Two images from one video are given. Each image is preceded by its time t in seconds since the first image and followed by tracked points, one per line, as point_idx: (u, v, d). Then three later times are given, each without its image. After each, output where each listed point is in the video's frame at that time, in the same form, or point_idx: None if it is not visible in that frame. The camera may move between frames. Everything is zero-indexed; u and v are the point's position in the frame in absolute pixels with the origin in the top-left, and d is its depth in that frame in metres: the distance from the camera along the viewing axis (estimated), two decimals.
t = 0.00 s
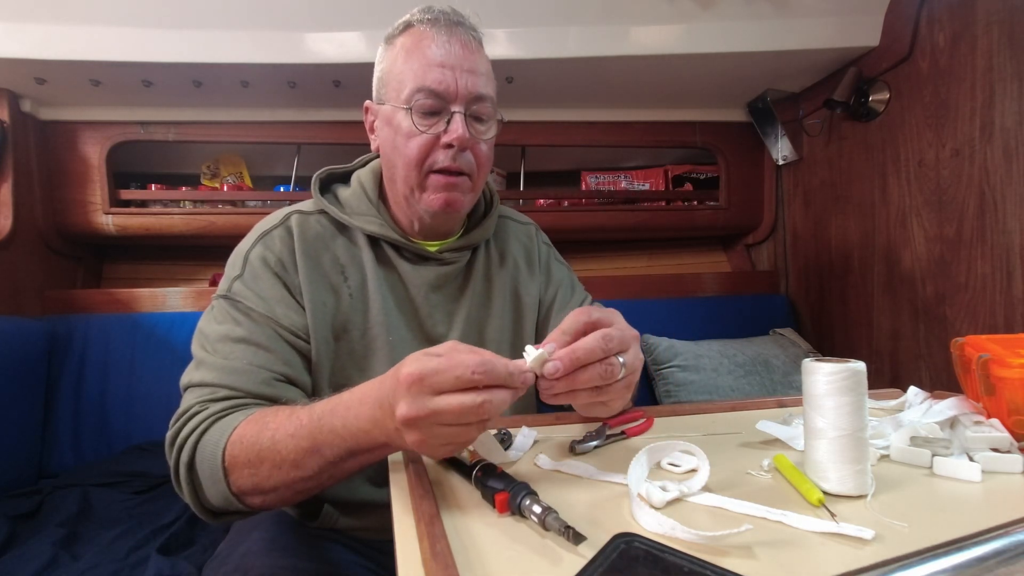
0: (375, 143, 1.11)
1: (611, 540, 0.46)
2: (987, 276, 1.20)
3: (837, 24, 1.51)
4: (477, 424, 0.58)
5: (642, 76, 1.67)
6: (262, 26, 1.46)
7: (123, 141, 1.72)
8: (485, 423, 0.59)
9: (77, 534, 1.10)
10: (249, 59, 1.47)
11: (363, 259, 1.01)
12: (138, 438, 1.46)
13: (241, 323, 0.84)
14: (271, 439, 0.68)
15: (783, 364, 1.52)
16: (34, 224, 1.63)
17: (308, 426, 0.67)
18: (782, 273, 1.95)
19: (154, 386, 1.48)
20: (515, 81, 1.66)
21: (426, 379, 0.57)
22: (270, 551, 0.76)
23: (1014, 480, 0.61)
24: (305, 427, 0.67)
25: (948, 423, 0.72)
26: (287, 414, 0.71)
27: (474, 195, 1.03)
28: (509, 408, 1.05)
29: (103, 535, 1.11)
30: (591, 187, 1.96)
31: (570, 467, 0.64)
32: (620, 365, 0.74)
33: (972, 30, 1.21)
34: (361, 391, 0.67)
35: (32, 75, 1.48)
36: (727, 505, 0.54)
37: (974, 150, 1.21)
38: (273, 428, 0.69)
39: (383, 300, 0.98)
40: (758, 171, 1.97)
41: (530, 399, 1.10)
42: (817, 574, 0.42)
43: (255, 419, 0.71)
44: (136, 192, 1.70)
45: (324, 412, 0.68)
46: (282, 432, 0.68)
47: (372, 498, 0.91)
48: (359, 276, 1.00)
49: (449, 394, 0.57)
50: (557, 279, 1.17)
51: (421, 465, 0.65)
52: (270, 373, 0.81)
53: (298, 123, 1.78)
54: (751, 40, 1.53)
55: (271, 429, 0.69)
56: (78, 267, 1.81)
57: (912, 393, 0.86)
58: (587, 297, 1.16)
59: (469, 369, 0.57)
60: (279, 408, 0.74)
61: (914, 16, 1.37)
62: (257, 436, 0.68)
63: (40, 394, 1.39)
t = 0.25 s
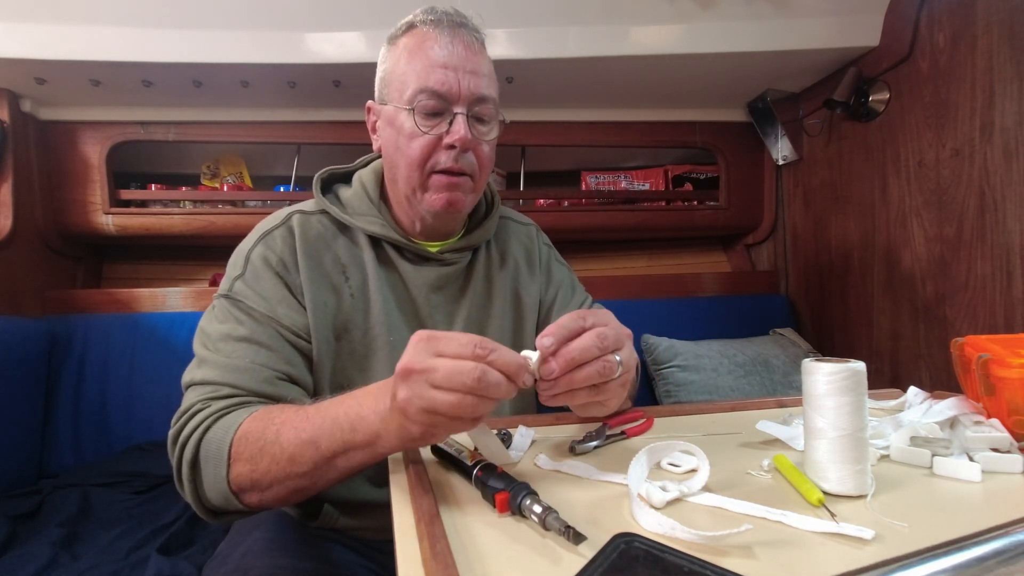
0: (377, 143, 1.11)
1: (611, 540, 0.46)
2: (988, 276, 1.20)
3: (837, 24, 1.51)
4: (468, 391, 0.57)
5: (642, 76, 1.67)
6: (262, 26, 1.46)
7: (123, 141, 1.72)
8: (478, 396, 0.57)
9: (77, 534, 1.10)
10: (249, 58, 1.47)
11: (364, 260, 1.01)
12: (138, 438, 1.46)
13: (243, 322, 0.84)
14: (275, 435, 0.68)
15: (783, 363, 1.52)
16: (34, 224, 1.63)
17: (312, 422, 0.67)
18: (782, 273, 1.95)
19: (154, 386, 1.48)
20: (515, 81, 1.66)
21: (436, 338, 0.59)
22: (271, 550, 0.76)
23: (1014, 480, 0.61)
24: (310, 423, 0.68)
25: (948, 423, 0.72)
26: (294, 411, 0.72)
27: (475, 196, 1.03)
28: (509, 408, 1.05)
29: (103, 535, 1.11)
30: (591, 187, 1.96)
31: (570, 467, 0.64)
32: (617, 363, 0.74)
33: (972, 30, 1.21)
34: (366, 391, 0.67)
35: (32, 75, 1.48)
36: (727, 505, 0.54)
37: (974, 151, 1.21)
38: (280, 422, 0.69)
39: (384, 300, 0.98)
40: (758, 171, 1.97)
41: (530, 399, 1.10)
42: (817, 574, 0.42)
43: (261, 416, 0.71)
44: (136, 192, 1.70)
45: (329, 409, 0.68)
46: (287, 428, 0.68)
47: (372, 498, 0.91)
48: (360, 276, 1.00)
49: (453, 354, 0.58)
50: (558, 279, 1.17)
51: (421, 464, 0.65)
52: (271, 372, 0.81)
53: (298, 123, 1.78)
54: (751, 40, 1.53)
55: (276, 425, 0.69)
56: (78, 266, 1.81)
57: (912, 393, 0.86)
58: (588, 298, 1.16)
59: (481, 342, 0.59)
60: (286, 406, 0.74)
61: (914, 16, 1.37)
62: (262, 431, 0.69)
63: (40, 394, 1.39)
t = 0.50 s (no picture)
0: (378, 143, 1.11)
1: (611, 540, 0.46)
2: (988, 276, 1.20)
3: (837, 24, 1.51)
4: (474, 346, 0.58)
5: (642, 76, 1.67)
6: (262, 26, 1.46)
7: (123, 141, 1.72)
8: (484, 356, 0.58)
9: (77, 534, 1.10)
10: (249, 58, 1.46)
11: (364, 260, 1.01)
12: (138, 438, 1.46)
13: (242, 322, 0.84)
14: (272, 436, 0.68)
15: (783, 364, 1.52)
16: (34, 224, 1.63)
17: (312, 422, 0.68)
18: (782, 273, 1.95)
19: (154, 386, 1.48)
20: (515, 81, 1.66)
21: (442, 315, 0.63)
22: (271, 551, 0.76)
23: (1014, 480, 0.61)
24: (307, 423, 0.68)
25: (948, 423, 0.72)
26: (292, 411, 0.72)
27: (477, 197, 1.03)
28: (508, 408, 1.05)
29: (103, 535, 1.11)
30: (591, 187, 1.96)
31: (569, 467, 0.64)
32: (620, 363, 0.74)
33: (972, 30, 1.21)
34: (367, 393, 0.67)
35: (32, 75, 1.48)
36: (727, 505, 0.54)
37: (974, 151, 1.21)
38: (275, 422, 0.70)
39: (383, 301, 0.98)
40: (758, 172, 1.97)
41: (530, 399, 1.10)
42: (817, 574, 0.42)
43: (259, 416, 0.71)
44: (136, 192, 1.70)
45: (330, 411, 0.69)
46: (285, 428, 0.69)
47: (372, 499, 0.91)
48: (360, 277, 1.00)
49: (458, 323, 0.61)
50: (558, 280, 1.17)
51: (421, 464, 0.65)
52: (270, 372, 0.81)
53: (298, 124, 1.78)
54: (751, 40, 1.53)
55: (274, 425, 0.69)
56: (78, 266, 1.81)
57: (912, 393, 0.86)
58: (588, 299, 1.16)
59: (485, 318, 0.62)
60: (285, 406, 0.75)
61: (914, 16, 1.37)
62: (258, 430, 0.69)
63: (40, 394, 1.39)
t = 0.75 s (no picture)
0: (379, 144, 1.11)
1: (611, 540, 0.46)
2: (988, 276, 1.20)
3: (837, 24, 1.51)
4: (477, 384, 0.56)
5: (642, 76, 1.67)
6: (262, 26, 1.46)
7: (123, 141, 1.72)
8: (490, 389, 0.57)
9: (77, 534, 1.10)
10: (249, 58, 1.47)
11: (365, 260, 1.01)
12: (137, 437, 1.46)
13: (241, 323, 0.84)
14: (265, 441, 0.68)
15: (783, 364, 1.52)
16: (34, 224, 1.63)
17: (302, 428, 0.67)
18: (782, 273, 1.95)
19: (154, 386, 1.48)
20: (515, 81, 1.66)
21: (426, 348, 0.58)
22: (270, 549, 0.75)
23: (1014, 480, 0.61)
24: (302, 427, 0.67)
25: (948, 423, 0.72)
26: (285, 415, 0.71)
27: (478, 198, 1.03)
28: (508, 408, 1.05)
29: (103, 535, 1.11)
30: (591, 187, 1.96)
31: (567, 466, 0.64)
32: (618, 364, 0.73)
33: (972, 31, 1.21)
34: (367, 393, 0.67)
35: (32, 75, 1.48)
36: (727, 505, 0.54)
37: (974, 151, 1.21)
38: (270, 429, 0.69)
39: (383, 302, 0.98)
40: (758, 172, 1.97)
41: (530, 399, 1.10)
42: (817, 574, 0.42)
43: (254, 420, 0.71)
44: (136, 192, 1.70)
45: (317, 416, 0.67)
46: (277, 434, 0.68)
47: (372, 499, 0.91)
48: (360, 277, 1.00)
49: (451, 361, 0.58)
50: (558, 280, 1.17)
51: (421, 465, 0.65)
52: (269, 373, 0.81)
53: (298, 124, 1.78)
54: (751, 40, 1.53)
55: (267, 430, 0.68)
56: (78, 266, 1.81)
57: (912, 393, 0.86)
58: (588, 300, 1.16)
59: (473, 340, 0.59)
60: (278, 409, 0.74)
61: (914, 16, 1.37)
62: (255, 435, 0.69)
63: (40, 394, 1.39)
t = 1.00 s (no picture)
0: (380, 143, 1.11)
1: (610, 540, 0.46)
2: (988, 276, 1.20)
3: (837, 24, 1.51)
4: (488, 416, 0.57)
5: (642, 76, 1.67)
6: (262, 26, 1.46)
7: (123, 141, 1.72)
8: (499, 416, 0.58)
9: (77, 534, 1.10)
10: (249, 59, 1.46)
11: (366, 259, 1.01)
12: (137, 437, 1.46)
13: (242, 323, 0.84)
14: (266, 448, 0.67)
15: (783, 364, 1.52)
16: (34, 224, 1.63)
17: (304, 436, 0.67)
18: (782, 273, 1.95)
19: (154, 386, 1.48)
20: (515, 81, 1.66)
21: (425, 403, 0.55)
22: (270, 549, 0.75)
23: (1014, 480, 0.61)
24: (303, 434, 0.67)
25: (948, 424, 0.72)
26: (283, 424, 0.70)
27: (479, 198, 1.03)
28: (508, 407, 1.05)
29: (103, 535, 1.11)
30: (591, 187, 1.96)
31: (567, 467, 0.64)
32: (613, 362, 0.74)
33: (972, 31, 1.21)
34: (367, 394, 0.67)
35: (32, 75, 1.48)
36: (727, 505, 0.54)
37: (974, 151, 1.21)
38: (269, 438, 0.68)
39: (384, 303, 0.98)
40: (758, 172, 1.97)
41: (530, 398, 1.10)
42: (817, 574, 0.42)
43: (254, 425, 0.70)
44: (136, 192, 1.70)
45: (318, 425, 0.67)
46: (278, 442, 0.67)
47: (372, 499, 0.91)
48: (361, 276, 0.99)
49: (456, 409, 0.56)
50: (558, 279, 1.17)
51: (421, 465, 0.65)
52: (270, 373, 0.81)
53: (298, 124, 1.78)
54: (751, 40, 1.53)
55: (266, 439, 0.68)
56: (78, 266, 1.81)
57: (912, 393, 0.86)
58: (588, 300, 1.16)
59: (473, 384, 0.55)
60: (277, 412, 0.73)
61: (914, 16, 1.37)
62: (256, 441, 0.68)
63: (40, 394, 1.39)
